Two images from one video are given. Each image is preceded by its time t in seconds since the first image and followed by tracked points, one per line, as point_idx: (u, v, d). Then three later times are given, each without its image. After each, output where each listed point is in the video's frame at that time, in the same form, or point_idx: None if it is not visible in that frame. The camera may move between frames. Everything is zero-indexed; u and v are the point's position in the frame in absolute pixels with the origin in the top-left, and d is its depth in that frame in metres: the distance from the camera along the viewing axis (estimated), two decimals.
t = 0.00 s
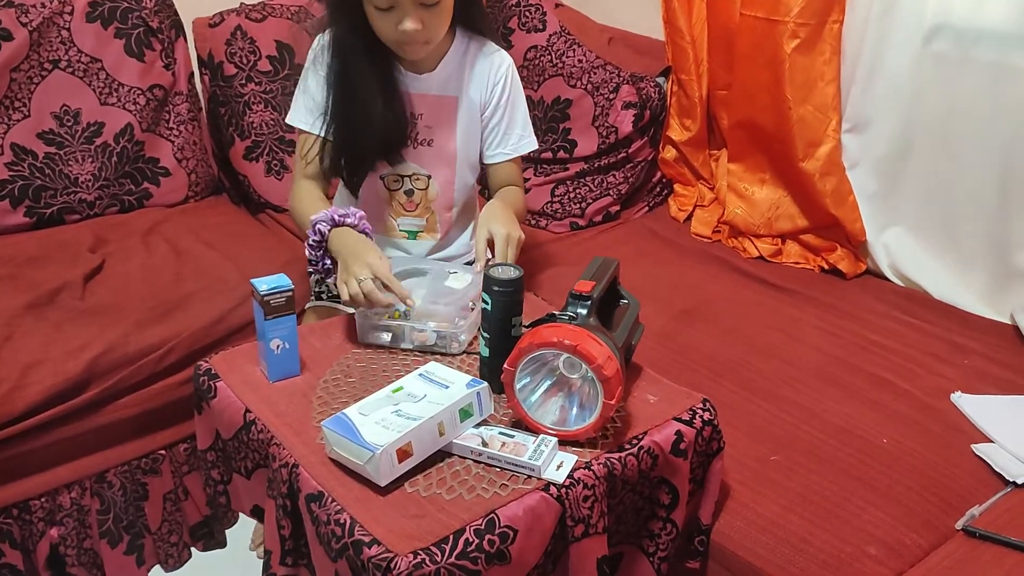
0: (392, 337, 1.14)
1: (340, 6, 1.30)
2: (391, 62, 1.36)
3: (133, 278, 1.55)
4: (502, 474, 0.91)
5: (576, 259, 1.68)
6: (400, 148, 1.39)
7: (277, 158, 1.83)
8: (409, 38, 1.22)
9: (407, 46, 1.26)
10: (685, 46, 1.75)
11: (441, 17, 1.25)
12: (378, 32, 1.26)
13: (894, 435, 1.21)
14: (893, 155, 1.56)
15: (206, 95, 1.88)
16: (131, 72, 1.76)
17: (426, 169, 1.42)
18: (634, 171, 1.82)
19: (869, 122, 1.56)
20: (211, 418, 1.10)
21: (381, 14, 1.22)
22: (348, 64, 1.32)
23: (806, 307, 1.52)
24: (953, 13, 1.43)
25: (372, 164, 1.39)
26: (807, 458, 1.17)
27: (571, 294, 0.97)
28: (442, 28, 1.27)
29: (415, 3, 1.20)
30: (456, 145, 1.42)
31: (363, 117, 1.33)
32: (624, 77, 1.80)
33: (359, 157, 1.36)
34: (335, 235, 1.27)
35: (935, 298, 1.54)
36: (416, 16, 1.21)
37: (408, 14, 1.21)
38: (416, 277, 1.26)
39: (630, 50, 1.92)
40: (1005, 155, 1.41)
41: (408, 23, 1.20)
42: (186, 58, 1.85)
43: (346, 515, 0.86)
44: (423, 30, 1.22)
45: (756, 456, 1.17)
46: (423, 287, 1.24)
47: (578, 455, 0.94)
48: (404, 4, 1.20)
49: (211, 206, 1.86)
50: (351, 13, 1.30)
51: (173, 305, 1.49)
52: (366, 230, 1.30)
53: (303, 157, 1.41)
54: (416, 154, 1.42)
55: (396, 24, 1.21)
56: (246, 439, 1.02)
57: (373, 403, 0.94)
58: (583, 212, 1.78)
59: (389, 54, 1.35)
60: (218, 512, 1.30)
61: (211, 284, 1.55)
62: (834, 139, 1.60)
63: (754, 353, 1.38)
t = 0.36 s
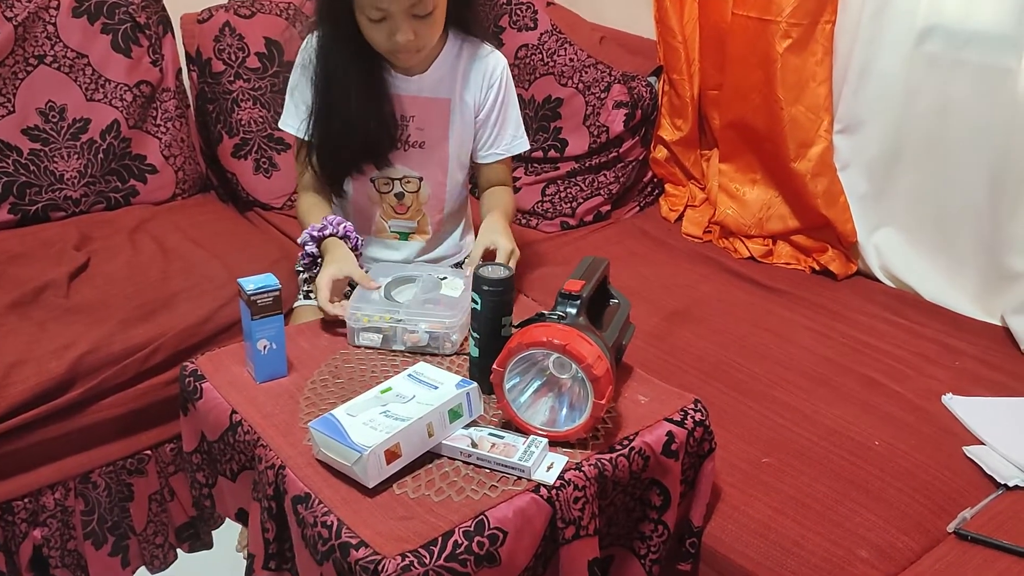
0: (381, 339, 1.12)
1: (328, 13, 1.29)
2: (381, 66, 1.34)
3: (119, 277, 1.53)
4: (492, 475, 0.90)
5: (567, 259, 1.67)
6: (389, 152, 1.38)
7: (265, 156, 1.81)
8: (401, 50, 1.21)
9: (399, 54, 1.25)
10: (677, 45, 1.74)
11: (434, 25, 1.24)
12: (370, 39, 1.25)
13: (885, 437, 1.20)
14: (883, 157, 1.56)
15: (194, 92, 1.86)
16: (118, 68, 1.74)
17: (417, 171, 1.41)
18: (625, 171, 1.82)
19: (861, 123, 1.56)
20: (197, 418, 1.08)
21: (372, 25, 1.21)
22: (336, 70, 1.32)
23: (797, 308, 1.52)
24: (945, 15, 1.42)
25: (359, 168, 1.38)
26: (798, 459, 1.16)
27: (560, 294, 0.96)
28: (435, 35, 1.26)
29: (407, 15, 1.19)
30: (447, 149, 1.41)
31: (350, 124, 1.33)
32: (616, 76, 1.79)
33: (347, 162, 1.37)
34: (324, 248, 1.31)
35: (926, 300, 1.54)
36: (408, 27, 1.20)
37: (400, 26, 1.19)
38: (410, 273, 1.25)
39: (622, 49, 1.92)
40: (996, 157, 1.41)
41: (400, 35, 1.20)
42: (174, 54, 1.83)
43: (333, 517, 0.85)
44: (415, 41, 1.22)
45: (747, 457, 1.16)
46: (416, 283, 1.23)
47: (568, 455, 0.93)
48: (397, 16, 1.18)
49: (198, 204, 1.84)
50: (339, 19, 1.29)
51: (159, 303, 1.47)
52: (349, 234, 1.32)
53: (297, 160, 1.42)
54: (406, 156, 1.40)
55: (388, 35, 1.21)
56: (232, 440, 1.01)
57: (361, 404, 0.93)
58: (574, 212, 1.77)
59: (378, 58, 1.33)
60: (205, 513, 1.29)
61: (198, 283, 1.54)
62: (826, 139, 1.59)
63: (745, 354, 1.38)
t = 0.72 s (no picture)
0: (378, 341, 1.12)
1: (327, 14, 1.28)
2: (379, 66, 1.33)
3: (114, 274, 1.53)
4: (488, 474, 0.90)
5: (563, 258, 1.67)
6: (388, 152, 1.37)
7: (262, 153, 1.81)
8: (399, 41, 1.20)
9: (398, 49, 1.24)
10: (674, 44, 1.74)
11: (433, 19, 1.23)
12: (369, 35, 1.24)
13: (881, 437, 1.21)
14: (880, 158, 1.56)
15: (190, 89, 1.86)
16: (114, 64, 1.73)
17: (415, 172, 1.41)
18: (621, 171, 1.82)
19: (859, 124, 1.56)
20: (191, 417, 1.08)
21: (370, 15, 1.20)
22: (334, 71, 1.31)
23: (793, 308, 1.52)
24: (942, 16, 1.43)
25: (359, 168, 1.38)
26: (794, 459, 1.17)
27: (559, 294, 0.96)
28: (434, 31, 1.25)
29: (404, 5, 1.18)
30: (445, 152, 1.41)
31: (349, 126, 1.33)
32: (613, 75, 1.79)
33: (348, 164, 1.37)
34: (324, 254, 1.30)
35: (922, 300, 1.54)
36: (406, 18, 1.19)
37: (398, 15, 1.19)
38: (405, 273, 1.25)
39: (619, 48, 1.92)
40: (993, 159, 1.42)
41: (397, 24, 1.18)
42: (171, 50, 1.83)
43: (329, 516, 0.84)
44: (413, 33, 1.20)
45: (743, 457, 1.17)
46: (412, 282, 1.23)
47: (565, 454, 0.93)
48: (394, 5, 1.18)
49: (194, 201, 1.84)
50: (337, 21, 1.28)
51: (155, 301, 1.47)
52: (350, 241, 1.32)
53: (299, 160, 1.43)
54: (405, 158, 1.40)
55: (386, 25, 1.20)
56: (228, 439, 1.00)
57: (357, 403, 0.93)
58: (570, 211, 1.77)
59: (377, 58, 1.33)
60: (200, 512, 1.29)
61: (193, 280, 1.53)
62: (823, 140, 1.59)
63: (741, 354, 1.38)
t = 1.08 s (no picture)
0: (377, 341, 1.12)
1: (322, 18, 1.29)
2: (377, 70, 1.33)
3: (112, 273, 1.53)
4: (486, 475, 0.90)
5: (562, 259, 1.67)
6: (386, 156, 1.37)
7: (260, 153, 1.81)
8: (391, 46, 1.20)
9: (391, 53, 1.23)
10: (673, 47, 1.74)
11: (427, 23, 1.23)
12: (362, 39, 1.24)
13: (879, 440, 1.21)
14: (877, 161, 1.56)
15: (189, 89, 1.86)
16: (114, 63, 1.73)
17: (411, 176, 1.42)
18: (620, 172, 1.82)
19: (856, 126, 1.56)
20: (190, 416, 1.08)
21: (363, 21, 1.20)
22: (331, 75, 1.31)
23: (791, 310, 1.52)
24: (940, 20, 1.43)
25: (357, 172, 1.38)
26: (792, 461, 1.17)
27: (556, 294, 0.95)
28: (427, 35, 1.24)
29: (397, 11, 1.18)
30: (439, 155, 1.41)
31: (346, 129, 1.33)
32: (612, 77, 1.79)
33: (346, 167, 1.37)
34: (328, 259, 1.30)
35: (919, 303, 1.54)
36: (399, 23, 1.19)
37: (391, 21, 1.18)
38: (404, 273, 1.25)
39: (618, 50, 1.92)
40: (990, 161, 1.42)
41: (390, 30, 1.18)
42: (170, 50, 1.83)
43: (327, 515, 0.84)
44: (405, 38, 1.20)
45: (740, 459, 1.17)
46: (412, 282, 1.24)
47: (563, 455, 0.93)
48: (387, 10, 1.17)
49: (192, 201, 1.84)
50: (334, 26, 1.29)
51: (153, 300, 1.46)
52: (355, 248, 1.31)
53: (298, 164, 1.43)
54: (401, 162, 1.41)
55: (378, 30, 1.19)
56: (226, 438, 1.00)
57: (355, 403, 0.93)
58: (569, 212, 1.78)
59: (374, 62, 1.33)
60: (197, 511, 1.28)
61: (192, 280, 1.53)
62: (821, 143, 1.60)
63: (739, 356, 1.38)
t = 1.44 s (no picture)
0: (378, 347, 1.11)
1: (321, 28, 1.29)
2: (376, 78, 1.34)
3: (113, 278, 1.52)
4: (487, 478, 0.90)
5: (563, 264, 1.67)
6: (386, 164, 1.37)
7: (262, 159, 1.81)
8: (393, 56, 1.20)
9: (392, 63, 1.23)
10: (675, 53, 1.74)
11: (428, 33, 1.23)
12: (364, 49, 1.24)
13: (882, 446, 1.20)
14: (879, 167, 1.56)
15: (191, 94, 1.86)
16: (116, 68, 1.73)
17: (410, 186, 1.41)
18: (622, 178, 1.81)
19: (858, 132, 1.56)
20: (191, 421, 1.07)
21: (364, 31, 1.20)
22: (330, 85, 1.31)
23: (794, 316, 1.52)
24: (943, 26, 1.43)
25: (357, 180, 1.38)
26: (795, 468, 1.16)
27: (559, 298, 0.95)
28: (429, 44, 1.24)
29: (398, 20, 1.18)
30: (438, 166, 1.41)
31: (345, 138, 1.33)
32: (614, 82, 1.79)
33: (344, 175, 1.37)
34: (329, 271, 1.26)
35: (921, 309, 1.54)
36: (400, 33, 1.19)
37: (392, 31, 1.18)
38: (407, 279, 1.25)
39: (620, 56, 1.92)
40: (993, 168, 1.42)
41: (391, 41, 1.18)
42: (172, 55, 1.83)
43: (328, 518, 0.84)
44: (407, 48, 1.20)
45: (743, 465, 1.16)
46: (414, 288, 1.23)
47: (565, 458, 0.93)
48: (388, 20, 1.17)
49: (194, 206, 1.84)
50: (333, 35, 1.28)
51: (155, 305, 1.46)
52: (357, 260, 1.27)
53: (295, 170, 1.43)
54: (400, 171, 1.41)
55: (380, 40, 1.19)
56: (228, 443, 1.00)
57: (356, 407, 0.92)
58: (570, 217, 1.77)
59: (373, 70, 1.33)
60: (198, 516, 1.28)
61: (194, 285, 1.53)
62: (824, 149, 1.60)
63: (742, 362, 1.38)
